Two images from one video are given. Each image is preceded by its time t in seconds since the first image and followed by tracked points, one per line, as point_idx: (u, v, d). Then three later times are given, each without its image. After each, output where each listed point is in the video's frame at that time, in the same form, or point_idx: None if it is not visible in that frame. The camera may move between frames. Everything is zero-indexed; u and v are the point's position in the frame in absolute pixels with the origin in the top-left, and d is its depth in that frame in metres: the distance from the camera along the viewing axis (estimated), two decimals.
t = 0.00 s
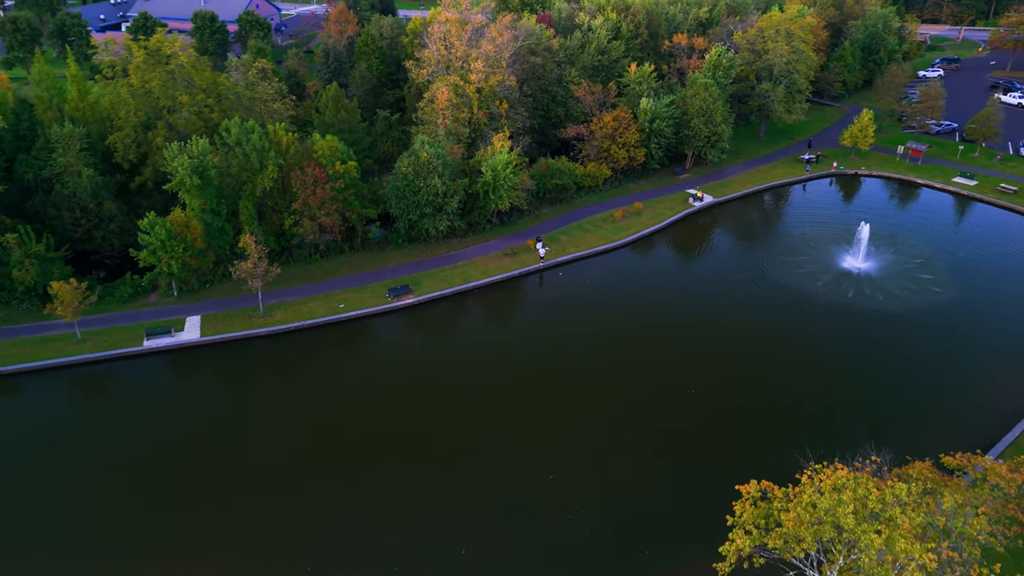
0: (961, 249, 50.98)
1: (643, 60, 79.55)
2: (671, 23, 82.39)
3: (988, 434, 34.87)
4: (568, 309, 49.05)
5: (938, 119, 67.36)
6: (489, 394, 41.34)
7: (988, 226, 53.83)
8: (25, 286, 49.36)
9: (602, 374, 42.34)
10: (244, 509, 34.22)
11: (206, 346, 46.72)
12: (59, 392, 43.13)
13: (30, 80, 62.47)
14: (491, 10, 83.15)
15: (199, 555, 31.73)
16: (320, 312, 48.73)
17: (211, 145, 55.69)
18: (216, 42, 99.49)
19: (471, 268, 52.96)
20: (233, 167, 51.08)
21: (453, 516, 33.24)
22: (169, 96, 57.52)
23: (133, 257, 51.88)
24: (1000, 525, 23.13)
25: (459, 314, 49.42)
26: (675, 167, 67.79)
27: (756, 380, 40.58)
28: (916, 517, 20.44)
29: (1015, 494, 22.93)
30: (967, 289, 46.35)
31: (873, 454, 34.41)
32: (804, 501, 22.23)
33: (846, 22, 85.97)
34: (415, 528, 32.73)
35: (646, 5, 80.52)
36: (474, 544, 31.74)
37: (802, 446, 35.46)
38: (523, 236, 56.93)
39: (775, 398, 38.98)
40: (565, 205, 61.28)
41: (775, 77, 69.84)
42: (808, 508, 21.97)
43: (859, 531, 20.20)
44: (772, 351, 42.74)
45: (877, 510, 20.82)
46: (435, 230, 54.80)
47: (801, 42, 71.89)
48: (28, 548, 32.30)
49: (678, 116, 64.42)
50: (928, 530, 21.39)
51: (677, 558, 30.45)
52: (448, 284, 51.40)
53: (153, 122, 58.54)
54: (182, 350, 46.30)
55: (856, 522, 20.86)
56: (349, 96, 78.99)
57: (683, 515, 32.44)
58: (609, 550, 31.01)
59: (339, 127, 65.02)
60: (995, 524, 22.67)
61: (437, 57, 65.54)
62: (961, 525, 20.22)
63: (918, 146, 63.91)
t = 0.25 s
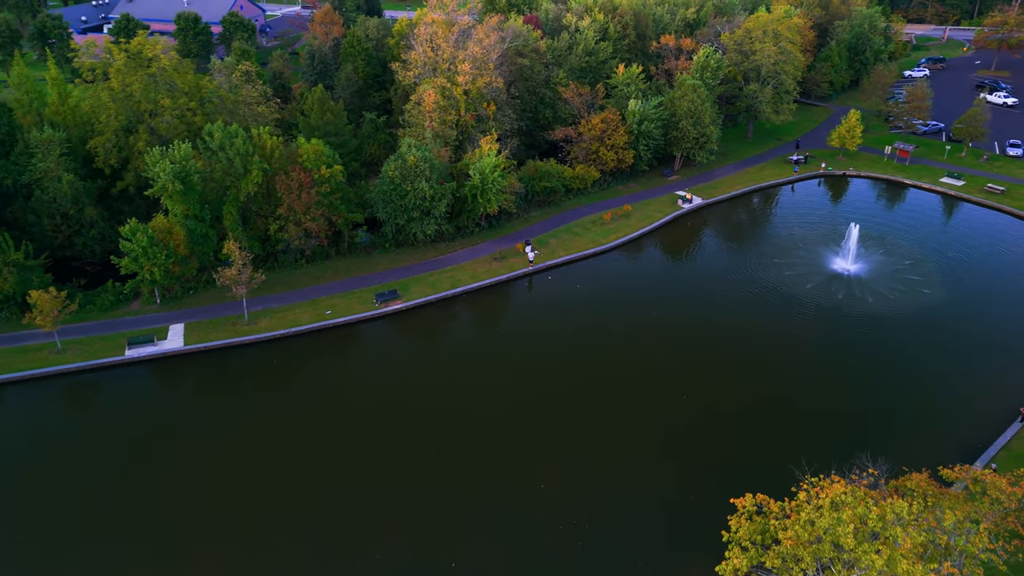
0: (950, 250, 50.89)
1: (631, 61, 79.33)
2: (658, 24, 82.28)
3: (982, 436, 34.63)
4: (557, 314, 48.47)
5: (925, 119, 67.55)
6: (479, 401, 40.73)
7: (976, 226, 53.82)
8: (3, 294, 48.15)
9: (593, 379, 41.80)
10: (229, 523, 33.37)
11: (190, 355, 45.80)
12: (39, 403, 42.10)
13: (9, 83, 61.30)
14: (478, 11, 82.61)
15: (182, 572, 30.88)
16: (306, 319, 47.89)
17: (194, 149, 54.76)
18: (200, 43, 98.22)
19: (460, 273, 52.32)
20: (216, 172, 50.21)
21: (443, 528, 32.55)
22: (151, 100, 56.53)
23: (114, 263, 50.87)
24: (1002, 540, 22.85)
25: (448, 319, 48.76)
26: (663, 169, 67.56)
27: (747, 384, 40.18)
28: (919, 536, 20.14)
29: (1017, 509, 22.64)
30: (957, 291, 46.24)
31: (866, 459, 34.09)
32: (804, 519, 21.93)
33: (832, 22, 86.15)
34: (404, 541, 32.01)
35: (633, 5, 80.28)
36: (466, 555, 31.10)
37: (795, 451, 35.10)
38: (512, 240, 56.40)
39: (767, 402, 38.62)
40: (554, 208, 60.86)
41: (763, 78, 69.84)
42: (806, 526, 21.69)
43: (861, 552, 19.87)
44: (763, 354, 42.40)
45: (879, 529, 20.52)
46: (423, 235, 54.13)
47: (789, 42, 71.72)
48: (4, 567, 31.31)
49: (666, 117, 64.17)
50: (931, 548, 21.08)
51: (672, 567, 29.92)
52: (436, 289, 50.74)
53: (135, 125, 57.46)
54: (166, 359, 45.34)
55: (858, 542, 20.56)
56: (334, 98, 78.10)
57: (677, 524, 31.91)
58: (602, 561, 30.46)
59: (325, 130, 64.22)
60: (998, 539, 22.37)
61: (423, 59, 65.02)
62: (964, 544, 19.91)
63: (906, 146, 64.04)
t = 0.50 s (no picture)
0: (938, 249, 50.66)
1: (617, 63, 79.01)
2: (644, 25, 82.11)
3: (975, 437, 34.22)
4: (546, 319, 47.82)
5: (910, 120, 67.72)
6: (467, 408, 39.93)
7: (963, 225, 53.69)
8: None
9: (583, 385, 41.13)
10: (211, 539, 32.36)
11: (171, 365, 44.68)
12: (14, 417, 40.84)
13: None
14: (463, 12, 81.98)
15: None
16: (290, 327, 46.92)
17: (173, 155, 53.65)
18: (181, 46, 96.72)
19: (447, 278, 51.54)
20: (197, 178, 49.19)
21: (432, 541, 31.71)
22: (129, 104, 55.36)
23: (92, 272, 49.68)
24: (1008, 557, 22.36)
25: (435, 325, 47.96)
26: (650, 170, 67.24)
27: (738, 388, 39.70)
28: (923, 558, 19.62)
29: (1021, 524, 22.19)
30: (946, 290, 45.98)
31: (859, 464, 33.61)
32: (803, 543, 21.48)
33: (817, 23, 86.36)
34: (392, 554, 31.15)
35: (619, 6, 79.97)
36: (455, 568, 30.28)
37: (788, 457, 34.60)
38: (499, 244, 55.74)
39: (759, 407, 38.12)
40: (541, 211, 60.33)
41: (749, 79, 69.78)
42: (804, 550, 21.34)
43: None
44: (753, 358, 41.95)
45: (881, 552, 20.03)
46: (408, 240, 53.34)
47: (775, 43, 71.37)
48: None
49: (653, 119, 63.84)
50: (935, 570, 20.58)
51: None
52: (423, 294, 49.90)
53: (114, 130, 56.21)
54: (146, 370, 44.23)
55: (861, 565, 20.07)
56: (318, 101, 77.07)
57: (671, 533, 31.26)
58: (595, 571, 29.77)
59: (309, 133, 63.24)
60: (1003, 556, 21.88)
61: (408, 61, 64.38)
62: (970, 565, 19.43)
63: (891, 147, 64.18)
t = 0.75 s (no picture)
0: (928, 251, 50.55)
1: (605, 64, 78.71)
2: (631, 26, 81.90)
3: (969, 440, 33.87)
4: (536, 323, 47.23)
5: (897, 120, 67.88)
6: (456, 416, 39.21)
7: (952, 226, 53.63)
8: None
9: (574, 391, 40.52)
10: (194, 555, 31.51)
11: (153, 374, 43.73)
12: None
13: None
14: (449, 14, 81.39)
15: None
16: (276, 335, 46.05)
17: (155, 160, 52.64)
18: (164, 48, 95.40)
19: (435, 283, 50.89)
20: (179, 184, 48.25)
21: (422, 553, 31.04)
22: (110, 108, 54.25)
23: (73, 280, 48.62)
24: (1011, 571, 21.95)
25: (424, 332, 47.26)
26: (639, 172, 66.94)
27: (731, 393, 39.27)
28: None
29: None
30: (936, 292, 45.81)
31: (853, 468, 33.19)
32: (804, 563, 21.05)
33: (803, 23, 86.47)
34: (381, 568, 30.45)
35: (606, 7, 79.65)
36: None
37: (781, 463, 34.10)
38: (488, 248, 55.16)
39: (751, 411, 37.69)
40: (530, 215, 59.89)
41: (737, 79, 69.68)
42: (805, 570, 20.91)
43: None
44: (745, 362, 41.58)
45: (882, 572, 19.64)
46: (396, 244, 52.65)
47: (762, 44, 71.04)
48: None
49: (641, 120, 63.54)
50: None
51: None
52: (411, 300, 49.18)
53: (94, 135, 55.11)
54: (128, 380, 43.28)
55: None
56: (303, 103, 76.16)
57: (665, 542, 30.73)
58: None
59: (294, 136, 62.38)
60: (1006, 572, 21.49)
61: (394, 64, 63.79)
62: None
63: (879, 147, 64.28)
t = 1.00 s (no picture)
0: (916, 253, 50.42)
1: (591, 65, 78.32)
2: (617, 27, 81.62)
3: (962, 443, 33.47)
4: (524, 329, 46.49)
5: (882, 120, 67.98)
6: (444, 425, 38.38)
7: (939, 228, 53.56)
8: None
9: (563, 399, 39.78)
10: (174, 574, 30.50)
11: (133, 386, 42.59)
12: None
13: None
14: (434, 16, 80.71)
15: None
16: (258, 344, 45.01)
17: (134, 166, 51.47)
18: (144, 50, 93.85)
19: (422, 289, 50.04)
20: (158, 191, 47.14)
21: (410, 568, 30.18)
22: (87, 113, 52.97)
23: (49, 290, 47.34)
24: None
25: (410, 339, 46.33)
26: (627, 174, 66.56)
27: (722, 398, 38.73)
28: None
29: None
30: (926, 294, 45.60)
31: (847, 474, 32.64)
32: None
33: (788, 23, 86.56)
34: None
35: (591, 9, 79.28)
36: None
37: (775, 470, 33.49)
38: (474, 253, 54.45)
39: (744, 417, 37.10)
40: (517, 218, 59.31)
41: (723, 81, 69.51)
42: None
43: None
44: (736, 366, 41.08)
45: None
46: (381, 250, 51.83)
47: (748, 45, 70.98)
48: None
49: (628, 123, 63.18)
50: None
51: None
52: (397, 307, 48.25)
53: (71, 140, 53.82)
54: (107, 393, 42.12)
55: None
56: (286, 106, 75.09)
57: (658, 551, 30.03)
58: None
59: (276, 141, 61.36)
60: None
61: (378, 66, 63.11)
62: None
63: (865, 148, 64.32)
